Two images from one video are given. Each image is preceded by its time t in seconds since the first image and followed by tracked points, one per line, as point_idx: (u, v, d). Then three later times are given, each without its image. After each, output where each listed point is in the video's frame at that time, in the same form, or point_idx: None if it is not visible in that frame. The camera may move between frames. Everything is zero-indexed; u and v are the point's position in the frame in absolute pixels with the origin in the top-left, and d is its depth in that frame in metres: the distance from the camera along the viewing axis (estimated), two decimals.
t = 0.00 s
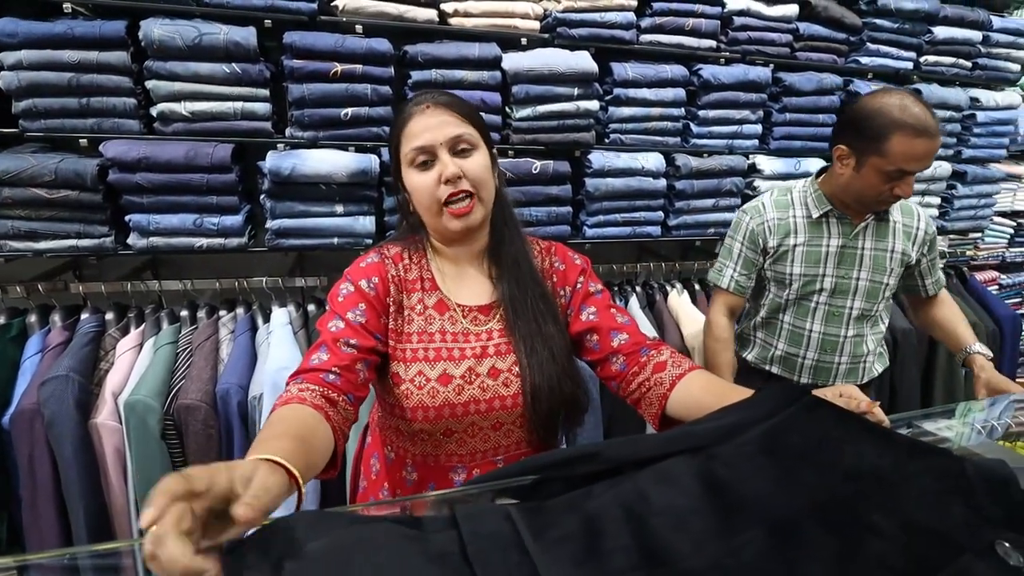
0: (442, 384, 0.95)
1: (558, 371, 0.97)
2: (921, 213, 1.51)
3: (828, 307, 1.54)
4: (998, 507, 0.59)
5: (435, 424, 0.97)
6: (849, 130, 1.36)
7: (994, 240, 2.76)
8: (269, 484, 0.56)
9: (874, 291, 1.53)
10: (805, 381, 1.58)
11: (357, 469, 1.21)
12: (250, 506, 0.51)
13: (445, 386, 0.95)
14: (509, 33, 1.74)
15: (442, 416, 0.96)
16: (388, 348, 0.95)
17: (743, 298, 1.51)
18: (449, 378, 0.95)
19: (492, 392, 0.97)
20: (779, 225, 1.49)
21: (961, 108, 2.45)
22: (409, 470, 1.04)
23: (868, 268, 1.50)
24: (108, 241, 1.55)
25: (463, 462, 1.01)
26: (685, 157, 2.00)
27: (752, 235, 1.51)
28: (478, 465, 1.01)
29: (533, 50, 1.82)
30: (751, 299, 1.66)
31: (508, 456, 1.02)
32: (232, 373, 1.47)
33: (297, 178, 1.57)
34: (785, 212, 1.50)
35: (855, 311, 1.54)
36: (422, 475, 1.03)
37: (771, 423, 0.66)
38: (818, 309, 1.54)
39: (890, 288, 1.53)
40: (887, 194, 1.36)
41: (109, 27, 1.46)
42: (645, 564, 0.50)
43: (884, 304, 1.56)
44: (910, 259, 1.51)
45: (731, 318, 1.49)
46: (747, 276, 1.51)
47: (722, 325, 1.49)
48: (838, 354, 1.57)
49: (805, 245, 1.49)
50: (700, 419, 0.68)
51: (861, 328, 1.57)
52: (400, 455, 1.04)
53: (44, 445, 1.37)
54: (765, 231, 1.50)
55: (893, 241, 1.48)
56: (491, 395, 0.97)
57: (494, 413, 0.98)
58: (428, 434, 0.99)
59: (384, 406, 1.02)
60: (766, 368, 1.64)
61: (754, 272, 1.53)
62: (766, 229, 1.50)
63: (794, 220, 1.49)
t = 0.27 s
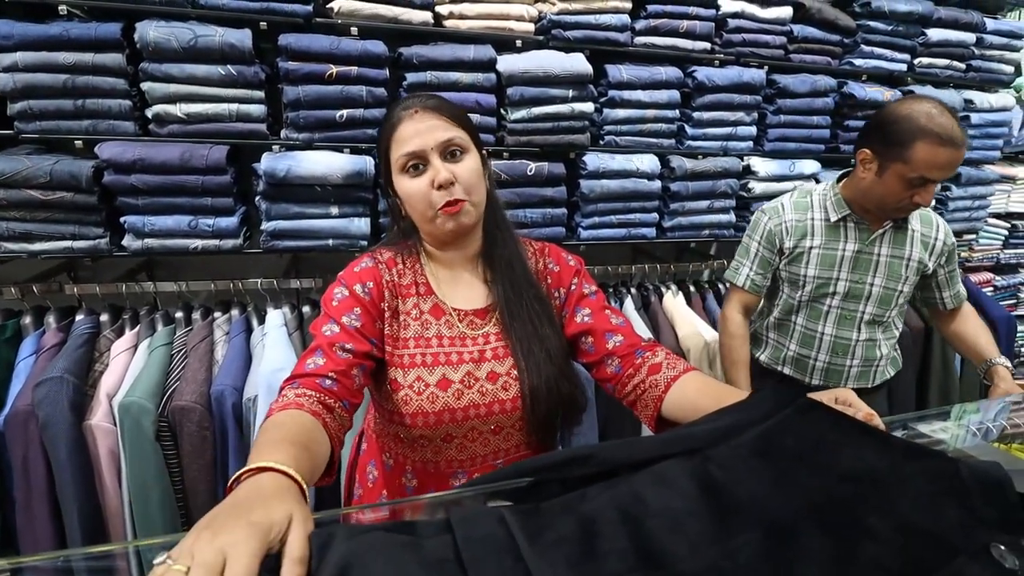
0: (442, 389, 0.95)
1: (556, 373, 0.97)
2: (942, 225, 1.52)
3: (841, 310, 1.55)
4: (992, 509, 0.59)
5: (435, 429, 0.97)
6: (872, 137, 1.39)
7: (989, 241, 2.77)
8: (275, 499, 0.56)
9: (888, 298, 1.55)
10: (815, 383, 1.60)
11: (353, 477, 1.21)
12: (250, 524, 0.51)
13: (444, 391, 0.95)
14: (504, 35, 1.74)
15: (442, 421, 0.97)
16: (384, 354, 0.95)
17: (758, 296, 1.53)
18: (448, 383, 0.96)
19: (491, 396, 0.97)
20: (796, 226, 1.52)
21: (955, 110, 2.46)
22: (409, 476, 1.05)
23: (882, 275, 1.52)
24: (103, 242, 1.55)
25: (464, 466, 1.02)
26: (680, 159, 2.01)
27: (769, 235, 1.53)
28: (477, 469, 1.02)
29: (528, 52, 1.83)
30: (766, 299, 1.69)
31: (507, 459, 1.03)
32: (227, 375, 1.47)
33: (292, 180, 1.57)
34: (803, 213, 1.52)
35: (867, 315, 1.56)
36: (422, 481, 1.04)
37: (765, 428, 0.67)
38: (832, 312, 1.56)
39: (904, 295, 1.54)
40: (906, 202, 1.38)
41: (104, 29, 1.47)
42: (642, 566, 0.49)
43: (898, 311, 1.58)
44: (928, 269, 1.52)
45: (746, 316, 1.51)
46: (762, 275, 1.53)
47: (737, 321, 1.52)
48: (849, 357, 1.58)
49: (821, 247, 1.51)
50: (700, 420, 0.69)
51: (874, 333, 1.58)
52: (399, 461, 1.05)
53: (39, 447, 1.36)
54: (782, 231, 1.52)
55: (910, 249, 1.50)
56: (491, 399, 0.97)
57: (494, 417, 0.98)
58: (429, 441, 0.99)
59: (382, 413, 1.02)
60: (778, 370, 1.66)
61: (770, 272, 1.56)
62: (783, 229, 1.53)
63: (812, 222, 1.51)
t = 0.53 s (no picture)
0: (438, 390, 0.95)
1: (551, 379, 0.98)
2: (955, 229, 1.53)
3: (850, 311, 1.56)
4: (990, 510, 0.60)
5: (431, 430, 0.98)
6: (881, 139, 1.39)
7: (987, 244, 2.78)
8: (274, 498, 0.56)
9: (898, 300, 1.55)
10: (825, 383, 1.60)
11: (350, 477, 1.21)
12: (248, 522, 0.51)
13: (440, 392, 0.96)
14: (503, 38, 1.75)
15: (438, 421, 0.97)
16: (380, 354, 0.95)
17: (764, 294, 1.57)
18: (444, 384, 0.96)
19: (487, 398, 0.97)
20: (806, 227, 1.53)
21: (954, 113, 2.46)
22: (405, 476, 1.04)
23: (892, 277, 1.52)
24: (103, 244, 1.55)
25: (459, 467, 1.02)
26: (678, 162, 2.02)
27: (779, 236, 1.55)
28: (473, 469, 1.02)
29: (527, 54, 1.83)
30: (776, 299, 1.70)
31: (502, 459, 1.03)
32: (226, 376, 1.47)
33: (292, 182, 1.58)
34: (813, 215, 1.53)
35: (876, 317, 1.56)
36: (418, 481, 1.04)
37: (761, 429, 0.67)
38: (840, 313, 1.56)
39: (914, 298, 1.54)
40: (912, 205, 1.38)
41: (104, 32, 1.47)
42: (640, 566, 0.50)
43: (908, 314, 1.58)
44: (938, 272, 1.53)
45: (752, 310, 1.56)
46: (769, 274, 1.56)
47: (745, 318, 1.56)
48: (858, 358, 1.58)
49: (830, 249, 1.52)
50: (700, 421, 0.69)
51: (883, 335, 1.58)
52: (395, 462, 1.05)
53: (38, 447, 1.37)
54: (792, 232, 1.54)
55: (921, 253, 1.50)
56: (486, 401, 0.97)
57: (490, 418, 0.98)
58: (424, 441, 0.99)
59: (379, 414, 1.02)
60: (787, 370, 1.66)
61: (778, 273, 1.57)
62: (793, 231, 1.54)
63: (822, 224, 1.52)
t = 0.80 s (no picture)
0: (431, 386, 0.96)
1: (547, 385, 0.99)
2: (957, 229, 1.52)
3: (852, 310, 1.57)
4: (989, 508, 0.60)
5: (424, 425, 0.99)
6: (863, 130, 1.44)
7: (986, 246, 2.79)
8: (280, 489, 0.57)
9: (899, 300, 1.55)
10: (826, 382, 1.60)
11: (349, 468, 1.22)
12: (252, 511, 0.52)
13: (434, 389, 0.97)
14: (503, 40, 1.76)
15: (431, 417, 0.98)
16: (381, 348, 0.96)
17: (764, 293, 1.59)
18: (438, 380, 0.97)
19: (480, 396, 0.98)
20: (808, 227, 1.55)
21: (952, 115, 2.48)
22: (398, 470, 1.06)
23: (892, 276, 1.53)
24: (106, 244, 1.56)
25: (450, 462, 1.03)
26: (678, 162, 2.03)
27: (781, 236, 1.56)
28: (464, 465, 1.04)
29: (527, 56, 1.84)
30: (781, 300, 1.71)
31: (494, 459, 1.04)
32: (227, 376, 1.48)
33: (293, 182, 1.59)
34: (815, 215, 1.55)
35: (878, 316, 1.56)
36: (410, 474, 1.05)
37: (762, 426, 0.67)
38: (842, 312, 1.57)
39: (916, 298, 1.55)
40: (889, 190, 1.40)
41: (108, 34, 1.48)
42: (639, 565, 0.51)
43: (910, 314, 1.57)
44: (939, 272, 1.53)
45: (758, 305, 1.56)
46: (770, 274, 1.58)
47: (751, 311, 1.56)
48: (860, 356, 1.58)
49: (831, 249, 1.54)
50: (701, 420, 0.69)
51: (885, 334, 1.58)
52: (388, 455, 1.06)
53: (40, 446, 1.37)
54: (794, 232, 1.56)
55: (921, 253, 1.51)
56: (479, 398, 0.98)
57: (481, 417, 0.99)
58: (418, 436, 1.00)
59: (374, 405, 1.03)
60: (790, 369, 1.66)
61: (780, 272, 1.59)
62: (795, 231, 1.56)
63: (823, 224, 1.54)
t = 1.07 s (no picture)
0: (432, 388, 0.97)
1: (548, 396, 0.99)
2: (957, 231, 1.52)
3: (847, 310, 1.58)
4: (988, 508, 0.60)
5: (425, 426, 1.00)
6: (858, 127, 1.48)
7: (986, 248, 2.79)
8: (289, 497, 0.57)
9: (894, 301, 1.56)
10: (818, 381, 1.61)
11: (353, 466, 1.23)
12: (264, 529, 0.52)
13: (435, 390, 0.97)
14: (504, 43, 1.77)
15: (431, 418, 0.99)
16: (384, 348, 0.97)
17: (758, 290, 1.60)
18: (440, 382, 0.97)
19: (482, 397, 0.99)
20: (805, 227, 1.57)
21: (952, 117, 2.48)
22: (398, 470, 1.06)
23: (887, 276, 1.54)
24: (109, 246, 1.57)
25: (450, 463, 1.04)
26: (678, 164, 2.04)
27: (778, 235, 1.59)
28: (464, 466, 1.04)
29: (528, 59, 1.85)
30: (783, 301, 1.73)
31: (494, 460, 1.05)
32: (228, 377, 1.49)
33: (296, 185, 1.60)
34: (813, 216, 1.57)
35: (872, 317, 1.58)
36: (411, 474, 1.06)
37: (763, 426, 0.68)
38: (837, 311, 1.59)
39: (911, 300, 1.55)
40: (878, 186, 1.41)
41: (112, 37, 1.50)
42: (639, 564, 0.51)
43: (907, 316, 1.57)
44: (937, 275, 1.53)
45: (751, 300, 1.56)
46: (764, 270, 1.59)
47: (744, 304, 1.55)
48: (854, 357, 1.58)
49: (827, 248, 1.56)
50: (701, 420, 0.70)
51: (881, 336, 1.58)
52: (390, 454, 1.07)
53: (43, 447, 1.38)
54: (791, 231, 1.58)
55: (917, 254, 1.51)
56: (480, 400, 0.99)
57: (482, 418, 1.00)
58: (419, 437, 1.01)
59: (375, 405, 1.04)
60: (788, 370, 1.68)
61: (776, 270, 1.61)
62: (792, 230, 1.58)
63: (820, 224, 1.56)
